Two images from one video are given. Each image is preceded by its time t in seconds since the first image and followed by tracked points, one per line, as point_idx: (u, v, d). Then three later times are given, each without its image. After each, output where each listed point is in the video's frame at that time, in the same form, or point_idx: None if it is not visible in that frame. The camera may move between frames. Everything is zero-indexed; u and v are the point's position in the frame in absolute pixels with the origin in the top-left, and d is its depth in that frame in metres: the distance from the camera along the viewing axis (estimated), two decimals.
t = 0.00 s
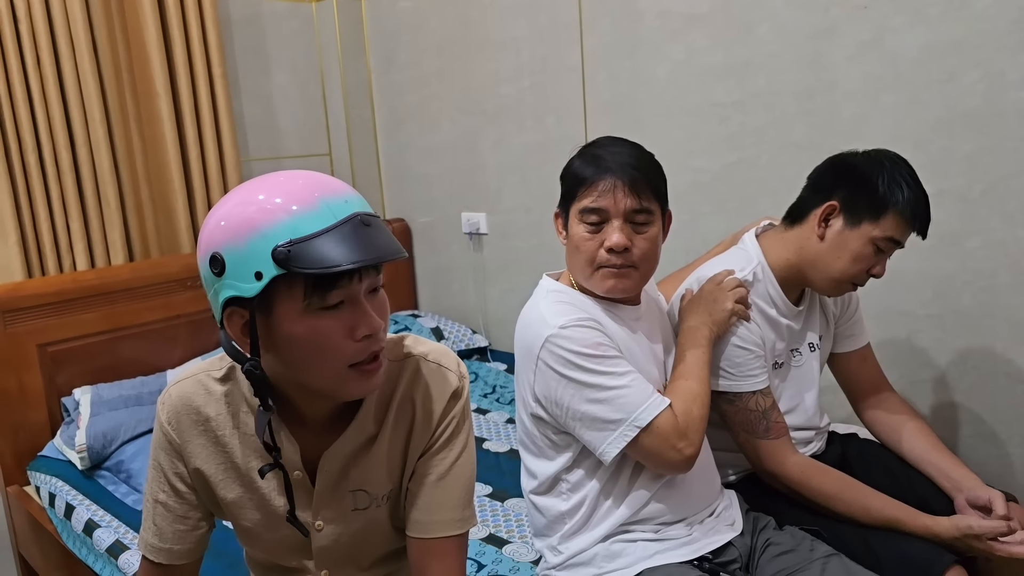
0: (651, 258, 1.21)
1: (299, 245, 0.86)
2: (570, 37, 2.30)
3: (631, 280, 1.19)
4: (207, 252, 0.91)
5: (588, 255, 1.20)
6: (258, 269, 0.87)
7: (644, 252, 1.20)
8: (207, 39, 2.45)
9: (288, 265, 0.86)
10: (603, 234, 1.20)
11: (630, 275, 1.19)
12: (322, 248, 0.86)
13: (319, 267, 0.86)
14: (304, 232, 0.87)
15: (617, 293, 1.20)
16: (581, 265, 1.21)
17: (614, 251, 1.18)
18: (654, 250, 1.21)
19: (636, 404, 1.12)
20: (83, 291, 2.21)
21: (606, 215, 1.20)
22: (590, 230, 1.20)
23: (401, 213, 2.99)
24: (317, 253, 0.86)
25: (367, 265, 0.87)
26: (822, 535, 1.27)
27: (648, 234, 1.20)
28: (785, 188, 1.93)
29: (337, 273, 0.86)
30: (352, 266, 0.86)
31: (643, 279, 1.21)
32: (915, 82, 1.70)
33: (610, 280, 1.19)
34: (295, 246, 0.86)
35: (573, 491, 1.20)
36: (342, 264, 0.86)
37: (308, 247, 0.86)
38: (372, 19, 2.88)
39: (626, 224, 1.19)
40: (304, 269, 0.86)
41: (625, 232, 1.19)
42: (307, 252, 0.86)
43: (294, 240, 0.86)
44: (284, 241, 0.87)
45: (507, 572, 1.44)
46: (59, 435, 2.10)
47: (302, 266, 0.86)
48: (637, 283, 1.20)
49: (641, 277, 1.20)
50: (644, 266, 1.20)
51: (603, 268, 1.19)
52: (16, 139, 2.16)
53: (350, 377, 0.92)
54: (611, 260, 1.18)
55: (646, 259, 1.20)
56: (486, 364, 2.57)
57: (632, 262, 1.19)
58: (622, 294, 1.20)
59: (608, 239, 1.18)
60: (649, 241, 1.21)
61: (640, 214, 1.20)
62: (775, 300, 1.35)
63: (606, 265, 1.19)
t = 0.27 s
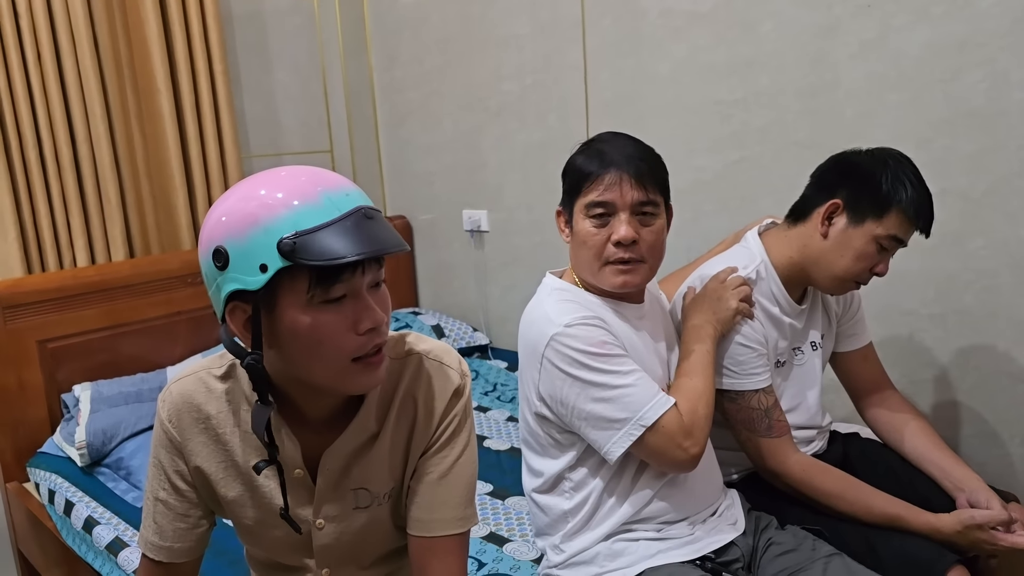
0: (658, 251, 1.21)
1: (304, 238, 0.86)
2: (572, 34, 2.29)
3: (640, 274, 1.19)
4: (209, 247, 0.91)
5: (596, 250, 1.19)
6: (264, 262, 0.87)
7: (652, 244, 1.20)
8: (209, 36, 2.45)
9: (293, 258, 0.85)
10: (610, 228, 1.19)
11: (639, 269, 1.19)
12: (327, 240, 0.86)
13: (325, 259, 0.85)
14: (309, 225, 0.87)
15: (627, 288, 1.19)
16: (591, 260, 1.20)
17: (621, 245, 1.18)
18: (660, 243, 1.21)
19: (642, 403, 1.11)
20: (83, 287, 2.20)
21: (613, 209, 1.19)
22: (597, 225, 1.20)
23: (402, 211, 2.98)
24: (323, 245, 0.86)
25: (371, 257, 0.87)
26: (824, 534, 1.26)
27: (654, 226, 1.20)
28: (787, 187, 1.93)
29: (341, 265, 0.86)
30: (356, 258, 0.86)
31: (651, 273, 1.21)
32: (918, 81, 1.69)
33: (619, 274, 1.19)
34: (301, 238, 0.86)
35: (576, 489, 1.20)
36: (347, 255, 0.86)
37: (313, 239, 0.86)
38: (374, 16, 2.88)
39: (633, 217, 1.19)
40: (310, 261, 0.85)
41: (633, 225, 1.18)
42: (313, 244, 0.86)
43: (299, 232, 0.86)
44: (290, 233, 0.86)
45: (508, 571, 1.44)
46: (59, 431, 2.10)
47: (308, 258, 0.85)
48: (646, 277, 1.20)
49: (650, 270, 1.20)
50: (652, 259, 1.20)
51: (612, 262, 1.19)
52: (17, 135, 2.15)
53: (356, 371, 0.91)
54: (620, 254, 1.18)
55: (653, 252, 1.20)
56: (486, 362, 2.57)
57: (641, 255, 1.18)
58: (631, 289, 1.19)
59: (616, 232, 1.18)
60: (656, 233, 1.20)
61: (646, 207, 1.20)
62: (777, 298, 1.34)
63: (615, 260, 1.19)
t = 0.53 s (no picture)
0: (642, 246, 1.19)
1: (315, 233, 0.86)
2: (573, 31, 2.28)
3: (621, 270, 1.18)
4: (214, 241, 0.90)
5: (576, 248, 1.20)
6: (273, 256, 0.86)
7: (632, 239, 1.18)
8: (209, 32, 2.44)
9: (304, 252, 0.85)
10: (589, 224, 1.19)
11: (619, 265, 1.17)
12: (337, 235, 0.86)
13: (336, 254, 0.85)
14: (318, 220, 0.87)
15: (610, 285, 1.18)
16: (572, 257, 1.21)
17: (599, 241, 1.18)
18: (644, 237, 1.19)
19: (641, 404, 1.11)
20: (83, 283, 2.20)
21: (590, 205, 1.19)
22: (577, 222, 1.20)
23: (402, 207, 2.98)
24: (333, 240, 0.85)
25: (381, 252, 0.87)
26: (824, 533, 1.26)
27: (635, 221, 1.18)
28: (788, 185, 1.93)
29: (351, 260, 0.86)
30: (367, 253, 0.86)
31: (636, 269, 1.19)
32: (920, 79, 1.69)
33: (599, 271, 1.18)
34: (311, 232, 0.85)
35: (576, 487, 1.20)
36: (358, 251, 0.85)
37: (324, 234, 0.85)
38: (374, 13, 2.87)
39: (610, 212, 1.18)
40: (321, 256, 0.85)
41: (609, 221, 1.18)
42: (324, 239, 0.85)
43: (310, 227, 0.86)
44: (299, 228, 0.86)
45: (508, 569, 1.43)
46: (58, 427, 2.09)
47: (319, 253, 0.85)
48: (629, 273, 1.18)
49: (633, 267, 1.18)
50: (634, 255, 1.18)
51: (592, 259, 1.19)
52: (16, 130, 2.15)
53: (358, 368, 0.91)
54: (597, 250, 1.18)
55: (635, 248, 1.18)
56: (486, 359, 2.56)
57: (620, 251, 1.17)
58: (614, 286, 1.18)
59: (593, 228, 1.18)
60: (637, 228, 1.18)
61: (625, 202, 1.19)
62: (781, 297, 1.34)
63: (595, 256, 1.18)
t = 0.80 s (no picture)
0: (650, 241, 1.19)
1: (318, 228, 0.85)
2: (573, 28, 2.28)
3: (630, 265, 1.18)
4: (215, 237, 0.89)
5: (584, 242, 1.19)
6: (276, 252, 0.86)
7: (641, 233, 1.18)
8: (209, 27, 2.43)
9: (308, 247, 0.85)
10: (598, 219, 1.19)
11: (628, 259, 1.18)
12: (341, 230, 0.85)
13: (340, 250, 0.85)
14: (321, 215, 0.86)
15: (618, 279, 1.18)
16: (577, 252, 1.21)
17: (609, 235, 1.17)
18: (652, 232, 1.20)
19: (641, 402, 1.11)
20: (81, 278, 2.19)
21: (599, 199, 1.19)
22: (585, 216, 1.20)
23: (402, 204, 2.98)
24: (337, 235, 0.85)
25: (383, 248, 0.87)
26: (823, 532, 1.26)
27: (644, 216, 1.19)
28: (789, 183, 1.92)
29: (354, 256, 0.86)
30: (370, 249, 0.86)
31: (644, 262, 1.19)
32: (921, 78, 1.69)
33: (608, 266, 1.18)
34: (315, 228, 0.85)
35: (575, 485, 1.20)
36: (361, 246, 0.85)
37: (327, 230, 0.85)
38: (375, 10, 2.86)
39: (619, 206, 1.18)
40: (324, 251, 0.85)
41: (619, 215, 1.18)
42: (328, 235, 0.85)
43: (313, 223, 0.86)
44: (302, 224, 0.86)
45: (506, 566, 1.43)
46: (56, 422, 2.09)
47: (323, 248, 0.85)
48: (637, 267, 1.18)
49: (641, 261, 1.19)
50: (642, 248, 1.19)
51: (600, 253, 1.18)
52: (15, 125, 2.14)
53: (359, 364, 0.91)
54: (606, 244, 1.18)
55: (644, 241, 1.18)
56: (485, 356, 2.56)
57: (629, 245, 1.18)
58: (622, 280, 1.18)
59: (602, 222, 1.18)
60: (646, 222, 1.19)
61: (633, 196, 1.19)
62: (781, 295, 1.34)
63: (603, 251, 1.18)
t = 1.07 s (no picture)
0: (660, 236, 1.20)
1: (319, 222, 0.85)
2: (574, 24, 2.27)
3: (641, 260, 1.18)
4: (214, 231, 0.89)
5: (595, 238, 1.18)
6: (276, 245, 0.85)
7: (652, 229, 1.19)
8: (208, 21, 2.42)
9: (309, 240, 0.84)
10: (609, 214, 1.18)
11: (639, 254, 1.18)
12: (341, 224, 0.85)
13: (341, 243, 0.84)
14: (321, 208, 0.86)
15: (627, 274, 1.18)
16: (587, 247, 1.20)
17: (621, 231, 1.17)
18: (661, 228, 1.20)
19: (644, 400, 1.11)
20: (78, 272, 2.19)
21: (611, 195, 1.18)
22: (596, 212, 1.19)
23: (401, 200, 2.97)
24: (338, 228, 0.85)
25: (384, 242, 0.87)
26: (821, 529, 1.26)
27: (654, 211, 1.20)
28: (788, 180, 1.92)
29: (355, 249, 0.85)
30: (371, 242, 0.85)
31: (653, 258, 1.19)
32: (922, 75, 1.68)
33: (619, 261, 1.17)
34: (316, 221, 0.85)
35: (574, 481, 1.19)
36: (363, 239, 0.85)
37: (328, 223, 0.85)
38: (374, 5, 2.86)
39: (632, 202, 1.18)
40: (325, 244, 0.84)
41: (631, 211, 1.17)
42: (328, 228, 0.85)
43: (313, 216, 0.85)
44: (302, 217, 0.85)
45: (503, 562, 1.43)
46: (53, 416, 2.09)
47: (324, 242, 0.84)
48: (647, 262, 1.18)
49: (651, 256, 1.19)
50: (652, 244, 1.19)
51: (612, 248, 1.18)
52: (13, 117, 2.13)
53: (360, 359, 0.90)
54: (619, 240, 1.17)
55: (654, 237, 1.19)
56: (483, 353, 2.56)
57: (641, 241, 1.17)
58: (633, 275, 1.18)
59: (615, 218, 1.17)
60: (656, 218, 1.20)
61: (645, 192, 1.19)
62: (778, 291, 1.33)
63: (615, 246, 1.18)
